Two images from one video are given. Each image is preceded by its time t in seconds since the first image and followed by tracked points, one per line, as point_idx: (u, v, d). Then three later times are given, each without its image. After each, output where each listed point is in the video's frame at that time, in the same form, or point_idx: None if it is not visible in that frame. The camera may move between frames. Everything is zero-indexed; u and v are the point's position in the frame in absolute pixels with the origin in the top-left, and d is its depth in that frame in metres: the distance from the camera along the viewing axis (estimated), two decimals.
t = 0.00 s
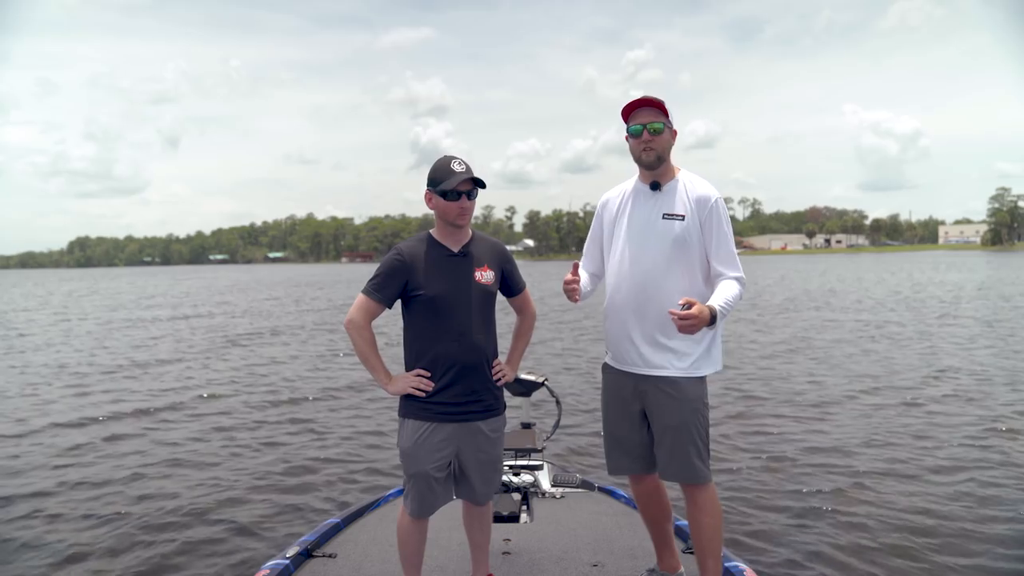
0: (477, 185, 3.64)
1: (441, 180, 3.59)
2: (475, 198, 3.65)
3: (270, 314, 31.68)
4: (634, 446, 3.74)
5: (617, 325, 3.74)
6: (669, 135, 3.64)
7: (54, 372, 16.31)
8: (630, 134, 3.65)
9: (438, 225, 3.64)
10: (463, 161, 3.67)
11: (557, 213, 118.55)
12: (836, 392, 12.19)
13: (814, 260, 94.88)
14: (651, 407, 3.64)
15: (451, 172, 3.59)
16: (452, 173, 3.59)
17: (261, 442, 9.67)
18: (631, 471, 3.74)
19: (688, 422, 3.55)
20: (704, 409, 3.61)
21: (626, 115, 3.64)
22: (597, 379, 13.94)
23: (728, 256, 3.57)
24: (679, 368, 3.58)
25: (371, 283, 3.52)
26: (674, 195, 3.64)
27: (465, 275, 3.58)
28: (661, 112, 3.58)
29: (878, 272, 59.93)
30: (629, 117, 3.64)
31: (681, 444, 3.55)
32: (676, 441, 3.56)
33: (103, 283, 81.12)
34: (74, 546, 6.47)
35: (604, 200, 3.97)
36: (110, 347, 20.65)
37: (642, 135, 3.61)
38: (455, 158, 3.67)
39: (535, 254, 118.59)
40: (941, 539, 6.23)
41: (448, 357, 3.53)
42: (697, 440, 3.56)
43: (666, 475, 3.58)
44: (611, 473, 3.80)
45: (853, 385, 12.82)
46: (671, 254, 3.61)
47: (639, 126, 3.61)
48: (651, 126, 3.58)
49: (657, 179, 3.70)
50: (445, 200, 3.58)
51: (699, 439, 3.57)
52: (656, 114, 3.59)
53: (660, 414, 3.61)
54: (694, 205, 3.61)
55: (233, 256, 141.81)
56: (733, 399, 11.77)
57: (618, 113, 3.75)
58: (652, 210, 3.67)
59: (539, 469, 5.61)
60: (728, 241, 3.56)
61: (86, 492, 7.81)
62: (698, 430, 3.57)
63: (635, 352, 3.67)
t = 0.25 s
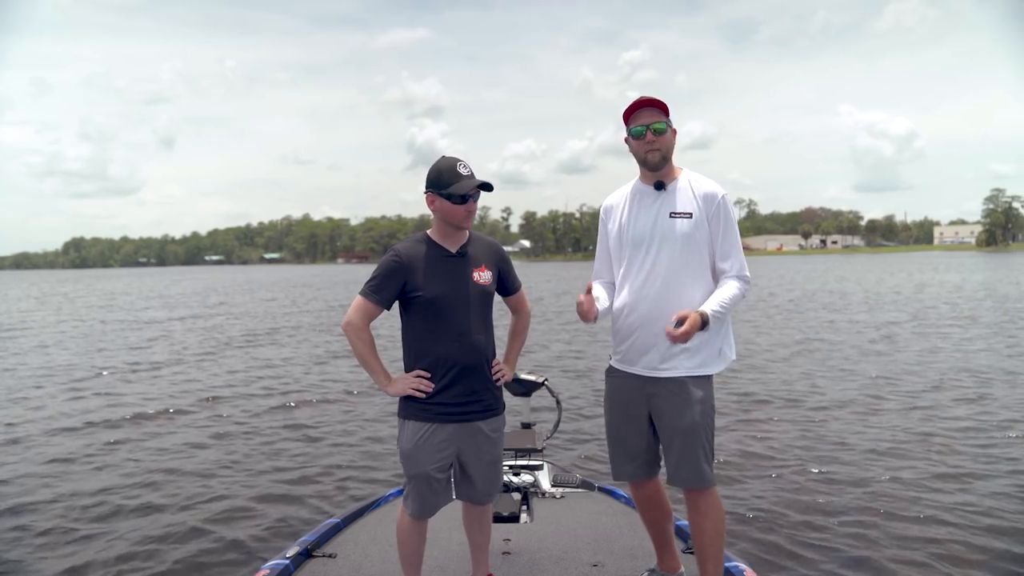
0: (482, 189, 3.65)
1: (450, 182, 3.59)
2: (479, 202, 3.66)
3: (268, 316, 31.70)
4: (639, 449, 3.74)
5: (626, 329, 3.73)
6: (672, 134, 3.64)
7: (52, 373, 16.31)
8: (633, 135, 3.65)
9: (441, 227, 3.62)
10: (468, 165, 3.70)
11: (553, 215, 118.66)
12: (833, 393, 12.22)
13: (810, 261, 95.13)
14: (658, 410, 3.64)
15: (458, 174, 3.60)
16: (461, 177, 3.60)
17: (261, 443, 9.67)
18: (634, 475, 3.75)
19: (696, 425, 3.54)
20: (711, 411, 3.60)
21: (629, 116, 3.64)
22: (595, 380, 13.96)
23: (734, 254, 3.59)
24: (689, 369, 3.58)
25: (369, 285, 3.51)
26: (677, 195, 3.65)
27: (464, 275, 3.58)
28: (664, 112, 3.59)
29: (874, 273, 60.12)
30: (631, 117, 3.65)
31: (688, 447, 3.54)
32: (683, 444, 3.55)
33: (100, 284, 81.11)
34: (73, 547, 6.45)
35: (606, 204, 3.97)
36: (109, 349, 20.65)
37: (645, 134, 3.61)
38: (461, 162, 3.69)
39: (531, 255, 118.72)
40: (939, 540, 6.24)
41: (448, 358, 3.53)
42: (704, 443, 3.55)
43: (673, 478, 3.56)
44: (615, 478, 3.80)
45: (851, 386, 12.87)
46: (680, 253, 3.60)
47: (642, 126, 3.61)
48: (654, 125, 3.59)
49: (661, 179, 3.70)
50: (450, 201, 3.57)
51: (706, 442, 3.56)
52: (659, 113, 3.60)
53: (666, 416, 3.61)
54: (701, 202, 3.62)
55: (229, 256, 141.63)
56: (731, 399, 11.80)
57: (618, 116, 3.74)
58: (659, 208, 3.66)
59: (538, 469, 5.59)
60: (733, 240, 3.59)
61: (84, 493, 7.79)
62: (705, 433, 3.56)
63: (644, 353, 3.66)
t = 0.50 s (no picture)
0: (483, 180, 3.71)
1: (454, 178, 3.59)
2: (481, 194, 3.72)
3: (266, 316, 31.71)
4: (647, 452, 3.74)
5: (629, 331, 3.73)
6: (672, 132, 3.65)
7: (51, 374, 16.29)
8: (633, 133, 3.64)
9: (445, 223, 3.62)
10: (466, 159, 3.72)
11: (550, 215, 118.67)
12: (831, 393, 12.25)
13: (806, 260, 95.26)
14: (667, 411, 3.64)
15: (460, 167, 3.62)
16: (462, 170, 3.62)
17: (259, 444, 9.66)
18: (640, 478, 3.74)
19: (705, 426, 3.55)
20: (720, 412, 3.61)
21: (629, 115, 3.63)
22: (594, 380, 13.98)
23: (736, 255, 3.61)
24: (696, 370, 3.57)
25: (370, 285, 3.51)
26: (679, 194, 3.66)
27: (465, 275, 3.58)
28: (664, 111, 3.60)
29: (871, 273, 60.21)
30: (632, 116, 3.65)
31: (699, 446, 3.55)
32: (694, 444, 3.56)
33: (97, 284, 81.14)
34: (71, 548, 6.44)
35: (606, 205, 3.96)
36: (107, 349, 20.65)
37: (645, 133, 3.61)
38: (458, 156, 3.71)
39: (528, 255, 118.72)
40: (937, 539, 6.25)
41: (450, 358, 3.52)
42: (714, 443, 3.56)
43: (684, 479, 3.57)
44: (623, 481, 3.79)
45: (849, 385, 12.89)
46: (684, 253, 3.61)
47: (642, 125, 3.61)
48: (655, 123, 3.59)
49: (662, 178, 3.70)
50: (454, 196, 3.59)
51: (716, 443, 3.57)
52: (659, 111, 3.61)
53: (676, 417, 3.61)
54: (704, 202, 3.63)
55: (226, 257, 141.40)
56: (729, 399, 11.83)
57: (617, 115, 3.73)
58: (662, 207, 3.66)
59: (539, 469, 5.58)
60: (735, 240, 3.60)
61: (82, 494, 7.78)
62: (714, 434, 3.56)
63: (649, 354, 3.65)
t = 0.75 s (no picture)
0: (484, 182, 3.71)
1: (456, 178, 3.59)
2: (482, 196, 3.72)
3: (263, 317, 31.72)
4: (648, 452, 3.74)
5: (632, 331, 3.71)
6: (672, 133, 3.65)
7: (48, 376, 16.30)
8: (634, 134, 3.64)
9: (445, 224, 3.62)
10: (467, 160, 3.72)
11: (547, 215, 118.71)
12: (828, 392, 12.28)
13: (802, 260, 95.46)
14: (669, 411, 3.64)
15: (462, 169, 3.62)
16: (463, 171, 3.62)
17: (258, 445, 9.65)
18: (641, 479, 3.74)
19: (707, 426, 3.56)
20: (720, 413, 3.61)
21: (631, 115, 3.63)
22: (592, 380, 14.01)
23: (738, 256, 3.63)
24: (698, 370, 3.58)
25: (371, 285, 3.51)
26: (681, 194, 3.66)
27: (465, 275, 3.58)
28: (665, 113, 3.60)
29: (867, 272, 60.36)
30: (632, 117, 3.66)
31: (699, 447, 3.55)
32: (694, 444, 3.56)
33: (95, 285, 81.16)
34: (70, 550, 6.44)
35: (605, 203, 3.94)
36: (105, 351, 20.65)
37: (644, 134, 3.62)
38: (459, 157, 3.70)
39: (525, 255, 118.75)
40: (936, 538, 6.27)
41: (451, 358, 3.52)
42: (714, 444, 3.57)
43: (686, 479, 3.57)
44: (624, 482, 3.79)
45: (846, 385, 12.93)
46: (687, 254, 3.61)
47: (641, 125, 3.62)
48: (653, 125, 3.60)
49: (663, 178, 3.71)
50: (456, 198, 3.59)
51: (717, 443, 3.58)
52: (658, 113, 3.61)
53: (677, 417, 3.62)
54: (705, 203, 3.65)
55: (222, 258, 141.15)
56: (728, 399, 11.85)
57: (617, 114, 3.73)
58: (663, 208, 3.67)
59: (539, 469, 5.61)
60: (737, 242, 3.63)
61: (80, 497, 7.77)
62: (715, 433, 3.58)
63: (652, 355, 3.65)
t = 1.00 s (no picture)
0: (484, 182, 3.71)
1: (456, 178, 3.59)
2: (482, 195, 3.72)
3: (261, 317, 31.71)
4: (642, 450, 3.74)
5: (626, 329, 3.73)
6: (668, 134, 3.64)
7: (46, 377, 16.27)
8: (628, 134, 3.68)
9: (445, 224, 3.62)
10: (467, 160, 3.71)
11: (545, 215, 118.71)
12: (828, 392, 12.28)
13: (800, 259, 95.58)
14: (662, 411, 3.65)
15: (462, 169, 3.61)
16: (464, 171, 3.61)
17: (257, 445, 9.64)
18: (637, 477, 3.75)
19: (699, 425, 3.57)
20: (714, 412, 3.62)
21: (625, 114, 3.67)
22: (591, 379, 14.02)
23: (734, 258, 3.60)
24: (691, 371, 3.58)
25: (371, 285, 3.51)
26: (680, 194, 3.66)
27: (465, 275, 3.58)
28: (657, 113, 3.60)
29: (865, 271, 60.45)
30: (627, 117, 3.70)
31: (692, 447, 3.55)
32: (688, 444, 3.56)
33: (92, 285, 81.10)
34: (69, 552, 6.43)
35: (607, 200, 3.96)
36: (103, 351, 20.63)
37: (637, 134, 3.65)
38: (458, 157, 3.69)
39: (522, 255, 118.73)
40: (936, 538, 6.29)
41: (451, 358, 3.52)
42: (707, 444, 3.57)
43: (678, 479, 3.58)
44: (621, 480, 3.80)
45: (845, 384, 12.95)
46: (682, 254, 3.61)
47: (635, 126, 3.65)
48: (645, 126, 3.61)
49: (661, 177, 3.72)
50: (456, 198, 3.59)
51: (709, 443, 3.59)
52: (652, 113, 3.62)
53: (671, 417, 3.62)
54: (702, 204, 3.63)
55: (219, 258, 140.93)
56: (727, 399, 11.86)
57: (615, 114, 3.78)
58: (660, 208, 3.67)
59: (538, 469, 5.60)
60: (736, 243, 3.59)
61: (79, 498, 7.75)
62: (708, 433, 3.58)
63: (645, 355, 3.66)
